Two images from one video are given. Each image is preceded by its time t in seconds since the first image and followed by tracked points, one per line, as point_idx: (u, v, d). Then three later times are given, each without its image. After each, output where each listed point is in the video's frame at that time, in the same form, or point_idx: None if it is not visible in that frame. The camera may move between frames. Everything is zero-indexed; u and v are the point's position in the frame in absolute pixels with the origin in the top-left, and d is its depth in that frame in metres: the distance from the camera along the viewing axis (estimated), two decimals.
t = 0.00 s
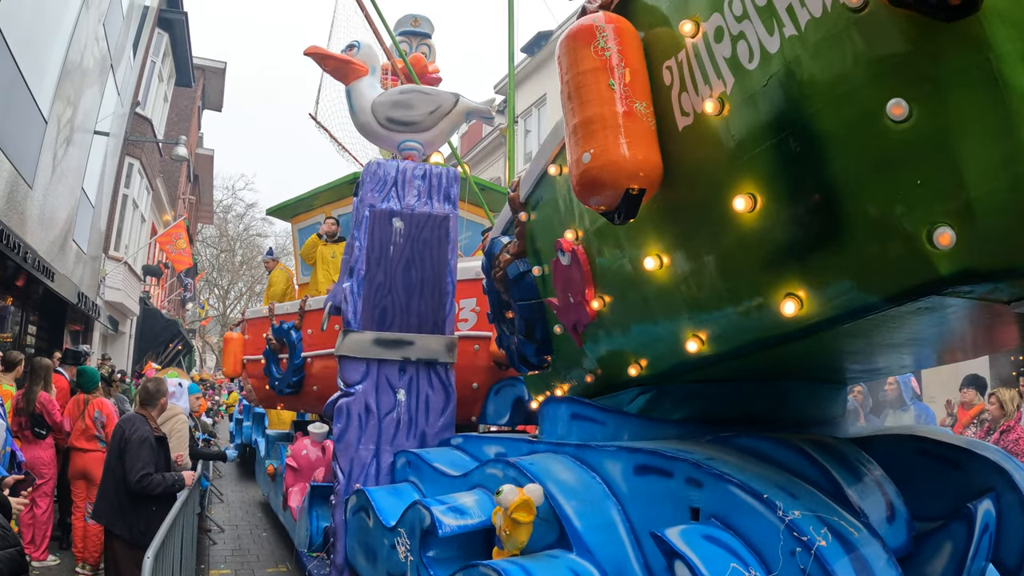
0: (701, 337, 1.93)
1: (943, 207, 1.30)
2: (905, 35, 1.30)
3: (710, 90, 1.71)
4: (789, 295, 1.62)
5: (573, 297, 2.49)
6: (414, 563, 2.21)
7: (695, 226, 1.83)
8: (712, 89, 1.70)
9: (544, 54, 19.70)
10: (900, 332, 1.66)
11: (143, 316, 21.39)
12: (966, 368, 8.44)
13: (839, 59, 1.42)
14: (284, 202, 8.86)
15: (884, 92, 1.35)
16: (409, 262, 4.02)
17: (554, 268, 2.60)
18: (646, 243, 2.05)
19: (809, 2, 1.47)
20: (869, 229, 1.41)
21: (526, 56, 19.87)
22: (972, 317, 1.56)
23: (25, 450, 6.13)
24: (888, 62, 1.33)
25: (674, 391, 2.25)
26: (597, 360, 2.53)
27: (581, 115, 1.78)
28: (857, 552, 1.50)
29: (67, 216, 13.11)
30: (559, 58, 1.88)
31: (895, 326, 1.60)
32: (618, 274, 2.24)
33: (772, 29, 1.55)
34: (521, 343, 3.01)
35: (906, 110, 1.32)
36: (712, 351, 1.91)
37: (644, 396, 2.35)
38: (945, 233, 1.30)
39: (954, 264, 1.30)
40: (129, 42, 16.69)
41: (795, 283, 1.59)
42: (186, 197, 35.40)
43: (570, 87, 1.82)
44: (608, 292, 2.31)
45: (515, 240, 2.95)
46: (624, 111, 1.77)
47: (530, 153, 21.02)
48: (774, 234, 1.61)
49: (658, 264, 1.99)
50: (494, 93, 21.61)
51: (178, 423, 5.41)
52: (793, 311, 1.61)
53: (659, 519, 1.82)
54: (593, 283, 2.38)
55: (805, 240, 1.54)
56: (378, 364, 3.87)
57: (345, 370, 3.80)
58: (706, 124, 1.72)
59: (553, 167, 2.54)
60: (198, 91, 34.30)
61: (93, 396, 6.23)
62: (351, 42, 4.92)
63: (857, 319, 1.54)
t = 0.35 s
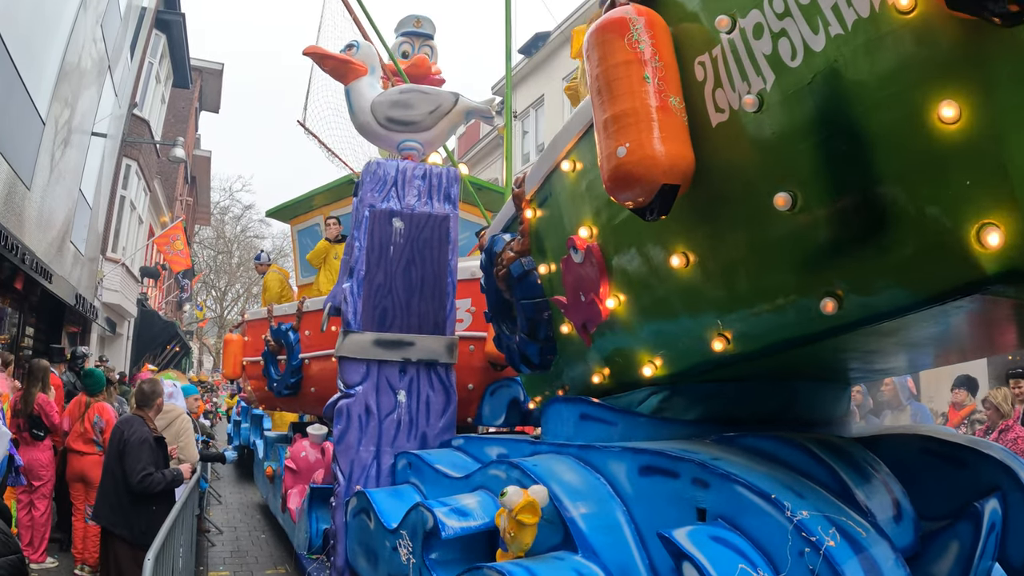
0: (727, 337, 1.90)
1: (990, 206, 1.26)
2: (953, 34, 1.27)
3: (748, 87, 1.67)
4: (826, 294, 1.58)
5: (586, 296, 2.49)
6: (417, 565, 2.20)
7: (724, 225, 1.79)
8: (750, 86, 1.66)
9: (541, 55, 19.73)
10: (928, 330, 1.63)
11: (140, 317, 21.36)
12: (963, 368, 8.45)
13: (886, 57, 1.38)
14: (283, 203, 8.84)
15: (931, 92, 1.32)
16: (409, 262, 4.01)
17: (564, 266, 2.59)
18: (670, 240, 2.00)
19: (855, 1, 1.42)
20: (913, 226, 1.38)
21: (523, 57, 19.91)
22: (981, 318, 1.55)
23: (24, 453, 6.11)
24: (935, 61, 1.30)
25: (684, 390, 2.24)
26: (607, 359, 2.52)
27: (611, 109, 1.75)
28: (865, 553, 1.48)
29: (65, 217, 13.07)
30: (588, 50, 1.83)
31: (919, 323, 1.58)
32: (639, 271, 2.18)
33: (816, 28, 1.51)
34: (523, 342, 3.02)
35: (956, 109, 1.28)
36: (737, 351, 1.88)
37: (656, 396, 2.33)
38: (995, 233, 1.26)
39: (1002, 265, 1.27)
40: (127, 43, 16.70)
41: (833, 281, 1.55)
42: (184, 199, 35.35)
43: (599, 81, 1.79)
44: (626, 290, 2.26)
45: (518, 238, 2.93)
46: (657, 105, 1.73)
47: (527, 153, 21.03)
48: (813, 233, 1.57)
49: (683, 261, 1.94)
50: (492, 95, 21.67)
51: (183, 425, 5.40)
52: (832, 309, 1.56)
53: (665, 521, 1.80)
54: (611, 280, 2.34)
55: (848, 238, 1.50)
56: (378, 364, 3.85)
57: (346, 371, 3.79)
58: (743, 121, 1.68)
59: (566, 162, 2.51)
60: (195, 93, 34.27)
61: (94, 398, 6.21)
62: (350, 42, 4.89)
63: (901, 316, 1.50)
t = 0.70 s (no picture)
0: (739, 337, 1.89)
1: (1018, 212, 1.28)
2: (982, 42, 1.28)
3: (772, 90, 1.66)
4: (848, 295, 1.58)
5: (588, 296, 2.46)
6: (412, 567, 2.20)
7: (742, 227, 1.78)
8: (773, 88, 1.66)
9: (538, 57, 19.77)
10: (928, 332, 1.64)
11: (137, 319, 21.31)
12: (960, 369, 8.45)
13: (914, 64, 1.39)
14: (280, 205, 8.83)
15: (959, 99, 1.33)
16: (405, 263, 4.01)
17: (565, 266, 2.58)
18: (684, 241, 2.00)
19: (884, 8, 1.43)
20: (940, 230, 1.38)
21: (520, 59, 19.94)
22: (972, 322, 1.56)
23: (21, 455, 6.12)
24: (965, 68, 1.31)
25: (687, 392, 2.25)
26: (608, 360, 2.53)
27: (630, 108, 1.74)
28: (859, 553, 1.49)
29: (62, 219, 13.06)
30: (607, 48, 1.83)
31: (912, 326, 1.58)
32: (650, 273, 2.17)
33: (843, 32, 1.51)
34: (520, 342, 3.01)
35: (985, 117, 1.29)
36: (748, 351, 1.87)
37: (659, 399, 2.34)
38: None
39: None
40: (123, 45, 16.69)
41: (857, 283, 1.55)
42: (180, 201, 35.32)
43: (619, 79, 1.78)
44: (634, 292, 2.25)
45: (517, 237, 2.93)
46: (679, 105, 1.73)
47: (523, 155, 21.04)
48: (837, 235, 1.56)
49: (695, 262, 1.94)
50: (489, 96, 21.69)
51: (172, 427, 5.39)
52: (854, 310, 1.56)
53: (660, 522, 1.81)
54: (620, 280, 2.32)
55: (874, 240, 1.50)
56: (374, 366, 3.85)
57: (342, 373, 3.79)
58: (766, 123, 1.68)
59: (569, 161, 2.51)
60: (192, 94, 34.26)
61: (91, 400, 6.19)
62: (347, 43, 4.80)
63: (922, 317, 1.51)
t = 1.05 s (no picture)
0: (750, 338, 1.90)
1: None
2: (1007, 55, 1.31)
3: (793, 93, 1.67)
4: (868, 298, 1.60)
5: (590, 296, 2.45)
6: (404, 568, 2.20)
7: (759, 230, 1.79)
8: (795, 91, 1.66)
9: (532, 57, 19.77)
10: (925, 334, 1.65)
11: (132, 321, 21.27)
12: (954, 369, 8.47)
13: (941, 73, 1.40)
14: (274, 207, 8.82)
15: (984, 109, 1.35)
16: (398, 264, 4.01)
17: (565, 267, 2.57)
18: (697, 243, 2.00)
19: (911, 16, 1.44)
20: (962, 236, 1.41)
21: (514, 60, 19.99)
22: (966, 324, 1.57)
23: (13, 456, 6.08)
24: (993, 79, 1.33)
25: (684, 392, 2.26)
26: (607, 360, 2.53)
27: (650, 108, 1.74)
28: (849, 553, 1.49)
29: (55, 221, 13.01)
30: (626, 47, 1.81)
31: (906, 330, 1.59)
32: (660, 275, 2.16)
33: (869, 39, 1.52)
34: (513, 341, 2.99)
35: (1009, 128, 1.32)
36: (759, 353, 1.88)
37: (658, 400, 2.35)
38: None
39: None
40: (118, 46, 16.65)
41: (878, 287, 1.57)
42: (175, 202, 35.23)
43: (639, 78, 1.76)
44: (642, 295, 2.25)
45: (512, 236, 2.95)
46: (701, 106, 1.72)
47: (518, 156, 21.03)
48: (859, 239, 1.58)
49: (709, 263, 1.94)
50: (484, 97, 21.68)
51: (162, 428, 5.37)
52: (874, 314, 1.58)
53: (652, 523, 1.81)
54: (626, 281, 2.31)
55: (897, 245, 1.51)
56: (367, 367, 3.85)
57: (334, 374, 3.78)
58: (788, 126, 1.68)
59: (574, 159, 2.51)
60: (186, 95, 34.18)
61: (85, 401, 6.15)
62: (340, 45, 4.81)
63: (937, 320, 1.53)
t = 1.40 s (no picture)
0: (763, 343, 1.90)
1: None
2: None
3: (817, 98, 1.67)
4: (887, 304, 1.59)
5: (594, 296, 2.45)
6: (397, 569, 2.19)
7: (777, 234, 1.78)
8: (819, 96, 1.66)
9: (528, 57, 19.76)
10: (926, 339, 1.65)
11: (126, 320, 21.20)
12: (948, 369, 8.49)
13: (967, 86, 1.42)
14: (269, 207, 8.80)
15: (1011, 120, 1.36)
16: (392, 265, 4.00)
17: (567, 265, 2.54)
18: (710, 245, 1.99)
19: (938, 27, 1.45)
20: (985, 245, 1.41)
21: (509, 60, 20.01)
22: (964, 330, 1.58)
23: (7, 456, 6.05)
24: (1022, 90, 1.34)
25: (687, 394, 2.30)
26: (608, 360, 2.54)
27: (672, 109, 1.72)
28: (843, 552, 1.49)
29: (49, 220, 12.95)
30: (649, 45, 1.79)
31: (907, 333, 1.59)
32: (669, 275, 2.15)
33: (896, 48, 1.52)
34: (509, 340, 2.97)
35: None
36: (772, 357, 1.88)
37: (662, 401, 2.36)
38: None
39: None
40: (112, 44, 16.58)
41: (898, 294, 1.56)
42: (169, 202, 35.12)
43: (662, 78, 1.74)
44: (649, 296, 2.24)
45: (510, 231, 2.94)
46: (724, 108, 1.70)
47: (513, 156, 21.02)
48: (881, 245, 1.58)
49: (724, 265, 1.94)
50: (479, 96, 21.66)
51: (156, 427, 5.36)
52: (893, 320, 1.58)
53: (647, 523, 1.81)
54: (633, 280, 2.29)
55: (919, 252, 1.51)
56: (361, 367, 3.83)
57: (328, 374, 3.76)
58: (810, 131, 1.68)
59: (580, 156, 2.50)
60: (181, 95, 34.07)
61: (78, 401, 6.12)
62: (333, 44, 4.79)
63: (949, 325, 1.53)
